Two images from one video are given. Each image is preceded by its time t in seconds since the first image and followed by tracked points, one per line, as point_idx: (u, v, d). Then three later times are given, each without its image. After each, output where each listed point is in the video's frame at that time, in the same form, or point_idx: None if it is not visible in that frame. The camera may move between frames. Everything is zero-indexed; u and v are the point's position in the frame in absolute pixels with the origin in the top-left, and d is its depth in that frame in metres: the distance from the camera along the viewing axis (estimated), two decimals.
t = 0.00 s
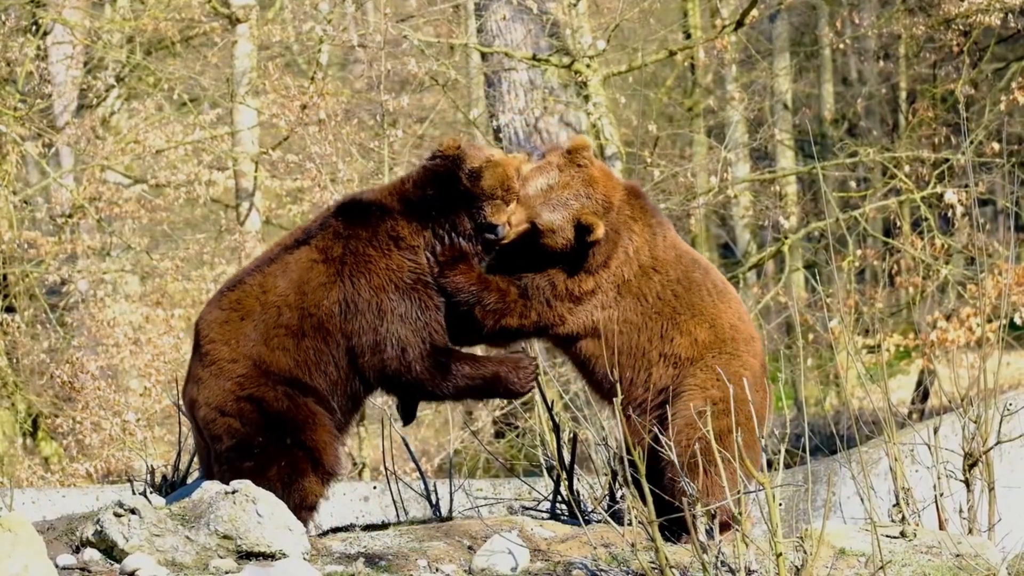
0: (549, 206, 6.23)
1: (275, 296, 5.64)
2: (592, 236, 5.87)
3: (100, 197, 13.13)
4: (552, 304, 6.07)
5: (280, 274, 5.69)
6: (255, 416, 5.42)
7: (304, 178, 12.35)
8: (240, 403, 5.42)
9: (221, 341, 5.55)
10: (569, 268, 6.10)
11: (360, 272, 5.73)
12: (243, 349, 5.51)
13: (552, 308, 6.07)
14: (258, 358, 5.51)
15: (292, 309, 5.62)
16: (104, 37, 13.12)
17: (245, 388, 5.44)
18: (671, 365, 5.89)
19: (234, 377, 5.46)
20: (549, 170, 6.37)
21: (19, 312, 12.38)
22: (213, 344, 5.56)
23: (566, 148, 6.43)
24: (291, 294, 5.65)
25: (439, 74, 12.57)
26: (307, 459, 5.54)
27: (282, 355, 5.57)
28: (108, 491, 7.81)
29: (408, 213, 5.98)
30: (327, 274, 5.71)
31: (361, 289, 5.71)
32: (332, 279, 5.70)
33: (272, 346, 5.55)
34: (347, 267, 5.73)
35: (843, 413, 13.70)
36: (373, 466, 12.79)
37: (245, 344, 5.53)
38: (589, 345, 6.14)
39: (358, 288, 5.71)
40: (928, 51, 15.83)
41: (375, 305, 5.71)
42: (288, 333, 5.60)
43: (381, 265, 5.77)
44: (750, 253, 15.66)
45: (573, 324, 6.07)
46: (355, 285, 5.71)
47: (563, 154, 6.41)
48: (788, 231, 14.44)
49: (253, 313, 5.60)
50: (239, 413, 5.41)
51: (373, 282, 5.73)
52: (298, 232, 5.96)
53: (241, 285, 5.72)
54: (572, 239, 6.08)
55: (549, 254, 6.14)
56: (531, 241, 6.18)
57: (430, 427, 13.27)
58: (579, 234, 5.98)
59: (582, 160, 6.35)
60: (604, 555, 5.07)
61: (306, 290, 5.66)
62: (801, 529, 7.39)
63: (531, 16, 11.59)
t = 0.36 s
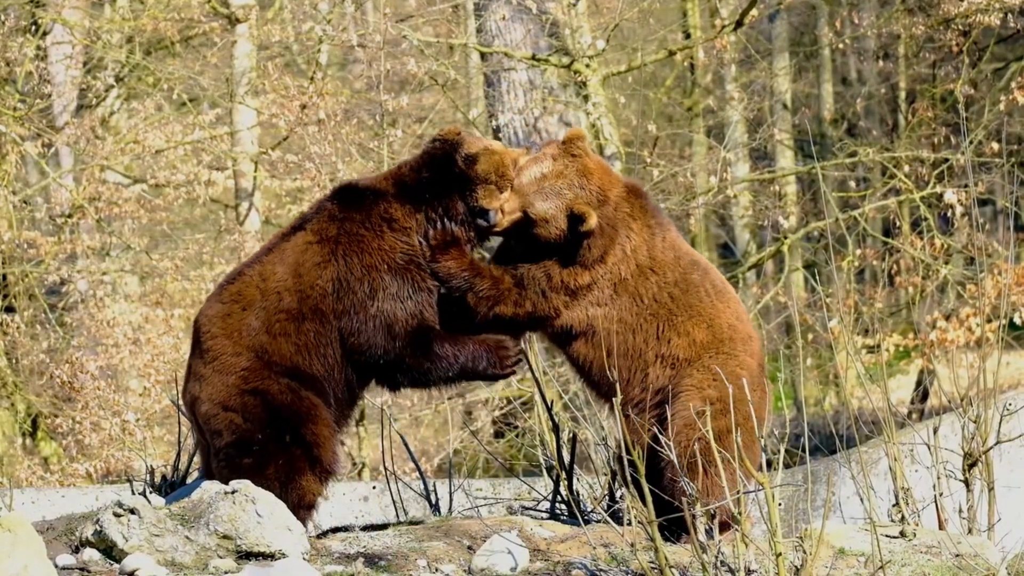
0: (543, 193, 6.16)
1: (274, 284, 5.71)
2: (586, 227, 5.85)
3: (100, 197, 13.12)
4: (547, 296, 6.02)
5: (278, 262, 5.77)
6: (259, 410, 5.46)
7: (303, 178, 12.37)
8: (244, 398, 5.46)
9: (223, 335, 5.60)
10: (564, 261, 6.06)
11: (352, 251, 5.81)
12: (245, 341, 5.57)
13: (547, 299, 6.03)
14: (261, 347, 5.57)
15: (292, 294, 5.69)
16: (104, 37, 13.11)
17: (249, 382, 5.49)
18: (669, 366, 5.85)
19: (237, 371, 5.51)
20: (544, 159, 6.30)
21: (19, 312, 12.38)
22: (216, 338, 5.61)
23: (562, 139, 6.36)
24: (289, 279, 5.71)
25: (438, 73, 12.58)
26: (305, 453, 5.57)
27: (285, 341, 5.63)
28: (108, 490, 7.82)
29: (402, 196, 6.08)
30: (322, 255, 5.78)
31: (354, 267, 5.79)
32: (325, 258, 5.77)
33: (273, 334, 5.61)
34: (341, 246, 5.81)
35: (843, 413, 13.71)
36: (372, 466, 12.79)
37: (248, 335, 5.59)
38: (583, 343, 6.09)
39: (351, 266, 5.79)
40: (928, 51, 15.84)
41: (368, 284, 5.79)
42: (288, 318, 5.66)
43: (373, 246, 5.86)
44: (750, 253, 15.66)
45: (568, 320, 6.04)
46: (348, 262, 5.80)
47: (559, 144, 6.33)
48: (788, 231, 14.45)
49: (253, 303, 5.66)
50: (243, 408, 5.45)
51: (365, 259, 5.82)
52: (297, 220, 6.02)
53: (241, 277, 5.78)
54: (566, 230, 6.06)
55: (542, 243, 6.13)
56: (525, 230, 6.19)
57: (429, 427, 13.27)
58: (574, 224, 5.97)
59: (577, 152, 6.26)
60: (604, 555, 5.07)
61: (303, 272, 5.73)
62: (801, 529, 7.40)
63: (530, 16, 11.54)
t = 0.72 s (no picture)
0: (530, 168, 6.25)
1: (264, 277, 5.70)
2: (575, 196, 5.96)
3: (99, 197, 13.12)
4: (538, 273, 5.99)
5: (267, 257, 5.77)
6: (255, 409, 5.46)
7: (303, 178, 12.39)
8: (239, 398, 5.46)
9: (216, 336, 5.60)
10: (553, 241, 6.07)
11: (339, 232, 5.82)
12: (237, 338, 5.56)
13: (538, 276, 6.00)
14: (253, 343, 5.55)
15: (281, 284, 5.68)
16: (103, 37, 13.12)
17: (243, 383, 5.48)
18: (660, 365, 5.76)
19: (231, 371, 5.51)
20: (533, 139, 6.38)
21: (19, 312, 12.38)
22: (209, 340, 5.61)
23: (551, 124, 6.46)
24: (278, 269, 5.71)
25: (438, 73, 12.58)
26: (306, 448, 5.57)
27: (278, 332, 5.62)
28: (108, 490, 7.83)
29: (390, 176, 6.13)
30: (310, 240, 5.79)
31: (342, 247, 5.80)
32: (313, 242, 5.78)
33: (265, 326, 5.60)
34: (327, 229, 5.82)
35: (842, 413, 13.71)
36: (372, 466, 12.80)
37: (240, 332, 5.57)
38: (574, 333, 6.06)
39: (338, 247, 5.79)
40: (927, 51, 15.84)
41: (359, 263, 5.79)
42: (280, 307, 5.65)
43: (360, 226, 5.87)
44: (750, 253, 15.67)
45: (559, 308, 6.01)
46: (336, 243, 5.80)
47: (550, 128, 6.43)
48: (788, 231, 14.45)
49: (244, 299, 5.65)
50: (238, 408, 5.45)
51: (353, 239, 5.82)
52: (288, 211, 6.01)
53: (231, 276, 5.78)
54: (554, 204, 6.14)
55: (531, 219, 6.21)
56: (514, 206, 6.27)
57: (429, 427, 13.27)
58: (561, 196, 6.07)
59: (564, 132, 6.39)
60: (604, 555, 5.07)
61: (291, 260, 5.72)
62: (800, 529, 7.41)
63: (530, 16, 11.59)
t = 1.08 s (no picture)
0: (525, 154, 6.31)
1: (254, 276, 5.67)
2: (571, 178, 6.07)
3: (99, 197, 13.12)
4: (532, 258, 6.01)
5: (258, 256, 5.74)
6: (250, 404, 5.44)
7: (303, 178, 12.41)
8: (233, 394, 5.45)
9: (209, 335, 5.59)
10: (547, 228, 6.11)
11: (329, 227, 5.77)
12: (228, 336, 5.53)
13: (532, 262, 6.01)
14: (244, 340, 5.52)
15: (271, 281, 5.64)
16: (103, 37, 13.12)
17: (236, 378, 5.47)
18: (653, 362, 5.72)
19: (224, 367, 5.49)
20: (529, 128, 6.46)
21: (19, 312, 12.38)
22: (204, 339, 5.60)
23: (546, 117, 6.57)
24: (267, 267, 5.68)
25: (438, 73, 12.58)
26: (303, 444, 5.54)
27: (267, 329, 5.57)
28: (107, 490, 7.83)
29: (383, 166, 6.05)
30: (300, 238, 5.75)
31: (333, 242, 5.75)
32: (303, 239, 5.74)
33: (255, 323, 5.56)
34: (317, 225, 5.77)
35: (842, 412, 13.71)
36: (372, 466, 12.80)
37: (231, 331, 5.55)
38: (568, 325, 6.04)
39: (329, 241, 5.74)
40: (927, 51, 15.84)
41: (351, 255, 5.76)
42: (268, 305, 5.60)
43: (351, 219, 5.81)
44: (749, 252, 15.67)
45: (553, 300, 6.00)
46: (326, 239, 5.75)
47: (545, 120, 6.53)
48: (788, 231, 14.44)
49: (234, 298, 5.63)
50: (233, 405, 5.44)
51: (343, 233, 5.78)
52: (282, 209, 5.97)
53: (226, 276, 5.77)
54: (550, 188, 6.20)
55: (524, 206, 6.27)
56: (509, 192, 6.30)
57: (429, 427, 13.26)
58: (557, 180, 6.16)
59: (558, 123, 6.49)
60: (604, 555, 5.07)
61: (281, 257, 5.69)
62: (800, 529, 7.41)
63: (530, 16, 11.61)
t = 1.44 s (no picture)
0: (524, 148, 6.27)
1: (258, 272, 5.64)
2: (569, 173, 5.99)
3: (99, 197, 13.12)
4: (526, 258, 5.88)
5: (262, 252, 5.72)
6: (254, 398, 5.44)
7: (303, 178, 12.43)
8: (237, 387, 5.45)
9: (215, 326, 5.59)
10: (540, 225, 5.99)
11: (333, 228, 5.75)
12: (233, 329, 5.53)
13: (526, 260, 5.89)
14: (249, 335, 5.51)
15: (275, 279, 5.61)
16: (103, 37, 13.12)
17: (241, 371, 5.47)
18: (644, 358, 5.68)
19: (228, 360, 5.49)
20: (527, 124, 6.42)
21: (18, 312, 12.39)
22: (209, 331, 5.60)
23: (544, 117, 6.54)
24: (273, 266, 5.64)
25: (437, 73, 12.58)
26: (303, 441, 5.54)
27: (270, 324, 5.55)
28: (107, 489, 7.84)
29: (380, 160, 5.96)
30: (304, 237, 5.72)
31: (338, 243, 5.74)
32: (308, 240, 5.71)
33: (258, 317, 5.54)
34: (321, 225, 5.74)
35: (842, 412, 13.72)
36: (372, 466, 12.80)
37: (235, 324, 5.54)
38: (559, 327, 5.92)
39: (334, 242, 5.73)
40: (927, 50, 15.85)
41: (355, 255, 5.76)
42: (273, 301, 5.57)
43: (354, 218, 5.79)
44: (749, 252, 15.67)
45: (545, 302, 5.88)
46: (331, 240, 5.74)
47: (543, 120, 6.49)
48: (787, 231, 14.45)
49: (239, 292, 5.62)
50: (237, 399, 5.44)
51: (347, 233, 5.76)
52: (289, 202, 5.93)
53: (231, 270, 5.75)
54: (548, 183, 6.08)
55: (519, 200, 6.14)
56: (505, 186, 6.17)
57: (429, 427, 13.27)
58: (555, 175, 6.07)
59: (557, 122, 6.46)
60: (603, 555, 5.07)
61: (286, 257, 5.65)
62: (799, 528, 7.42)
63: (530, 16, 11.60)
